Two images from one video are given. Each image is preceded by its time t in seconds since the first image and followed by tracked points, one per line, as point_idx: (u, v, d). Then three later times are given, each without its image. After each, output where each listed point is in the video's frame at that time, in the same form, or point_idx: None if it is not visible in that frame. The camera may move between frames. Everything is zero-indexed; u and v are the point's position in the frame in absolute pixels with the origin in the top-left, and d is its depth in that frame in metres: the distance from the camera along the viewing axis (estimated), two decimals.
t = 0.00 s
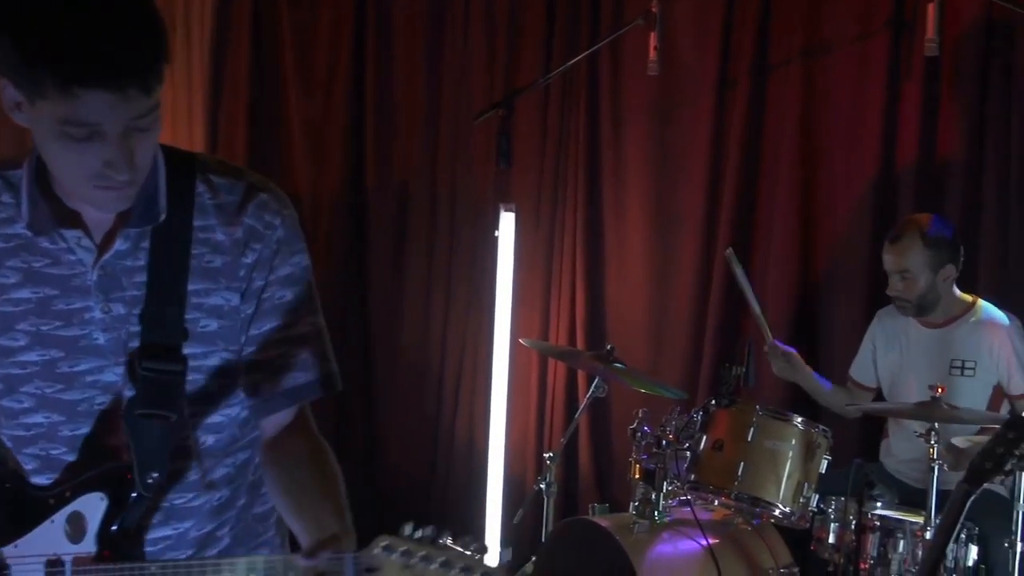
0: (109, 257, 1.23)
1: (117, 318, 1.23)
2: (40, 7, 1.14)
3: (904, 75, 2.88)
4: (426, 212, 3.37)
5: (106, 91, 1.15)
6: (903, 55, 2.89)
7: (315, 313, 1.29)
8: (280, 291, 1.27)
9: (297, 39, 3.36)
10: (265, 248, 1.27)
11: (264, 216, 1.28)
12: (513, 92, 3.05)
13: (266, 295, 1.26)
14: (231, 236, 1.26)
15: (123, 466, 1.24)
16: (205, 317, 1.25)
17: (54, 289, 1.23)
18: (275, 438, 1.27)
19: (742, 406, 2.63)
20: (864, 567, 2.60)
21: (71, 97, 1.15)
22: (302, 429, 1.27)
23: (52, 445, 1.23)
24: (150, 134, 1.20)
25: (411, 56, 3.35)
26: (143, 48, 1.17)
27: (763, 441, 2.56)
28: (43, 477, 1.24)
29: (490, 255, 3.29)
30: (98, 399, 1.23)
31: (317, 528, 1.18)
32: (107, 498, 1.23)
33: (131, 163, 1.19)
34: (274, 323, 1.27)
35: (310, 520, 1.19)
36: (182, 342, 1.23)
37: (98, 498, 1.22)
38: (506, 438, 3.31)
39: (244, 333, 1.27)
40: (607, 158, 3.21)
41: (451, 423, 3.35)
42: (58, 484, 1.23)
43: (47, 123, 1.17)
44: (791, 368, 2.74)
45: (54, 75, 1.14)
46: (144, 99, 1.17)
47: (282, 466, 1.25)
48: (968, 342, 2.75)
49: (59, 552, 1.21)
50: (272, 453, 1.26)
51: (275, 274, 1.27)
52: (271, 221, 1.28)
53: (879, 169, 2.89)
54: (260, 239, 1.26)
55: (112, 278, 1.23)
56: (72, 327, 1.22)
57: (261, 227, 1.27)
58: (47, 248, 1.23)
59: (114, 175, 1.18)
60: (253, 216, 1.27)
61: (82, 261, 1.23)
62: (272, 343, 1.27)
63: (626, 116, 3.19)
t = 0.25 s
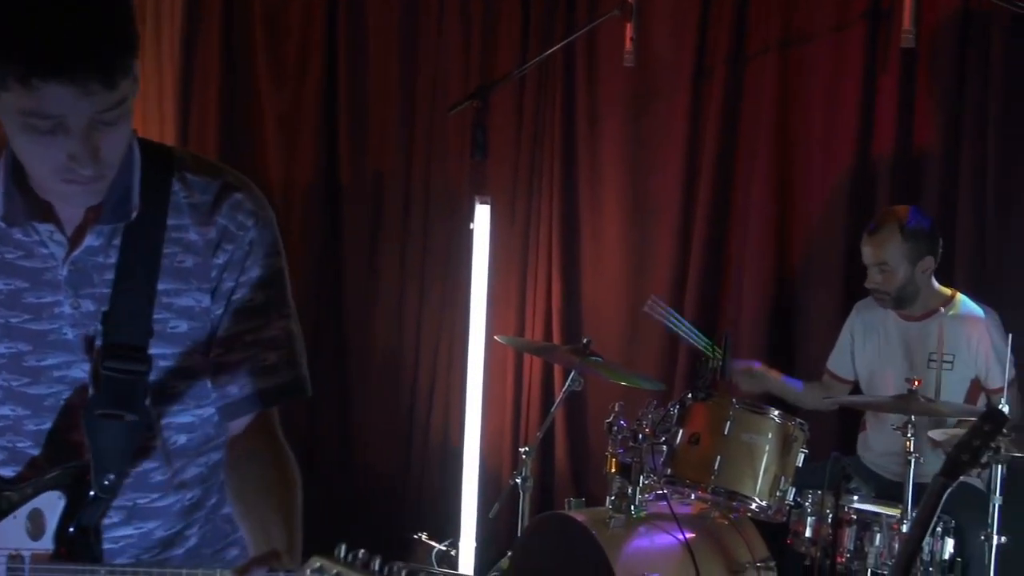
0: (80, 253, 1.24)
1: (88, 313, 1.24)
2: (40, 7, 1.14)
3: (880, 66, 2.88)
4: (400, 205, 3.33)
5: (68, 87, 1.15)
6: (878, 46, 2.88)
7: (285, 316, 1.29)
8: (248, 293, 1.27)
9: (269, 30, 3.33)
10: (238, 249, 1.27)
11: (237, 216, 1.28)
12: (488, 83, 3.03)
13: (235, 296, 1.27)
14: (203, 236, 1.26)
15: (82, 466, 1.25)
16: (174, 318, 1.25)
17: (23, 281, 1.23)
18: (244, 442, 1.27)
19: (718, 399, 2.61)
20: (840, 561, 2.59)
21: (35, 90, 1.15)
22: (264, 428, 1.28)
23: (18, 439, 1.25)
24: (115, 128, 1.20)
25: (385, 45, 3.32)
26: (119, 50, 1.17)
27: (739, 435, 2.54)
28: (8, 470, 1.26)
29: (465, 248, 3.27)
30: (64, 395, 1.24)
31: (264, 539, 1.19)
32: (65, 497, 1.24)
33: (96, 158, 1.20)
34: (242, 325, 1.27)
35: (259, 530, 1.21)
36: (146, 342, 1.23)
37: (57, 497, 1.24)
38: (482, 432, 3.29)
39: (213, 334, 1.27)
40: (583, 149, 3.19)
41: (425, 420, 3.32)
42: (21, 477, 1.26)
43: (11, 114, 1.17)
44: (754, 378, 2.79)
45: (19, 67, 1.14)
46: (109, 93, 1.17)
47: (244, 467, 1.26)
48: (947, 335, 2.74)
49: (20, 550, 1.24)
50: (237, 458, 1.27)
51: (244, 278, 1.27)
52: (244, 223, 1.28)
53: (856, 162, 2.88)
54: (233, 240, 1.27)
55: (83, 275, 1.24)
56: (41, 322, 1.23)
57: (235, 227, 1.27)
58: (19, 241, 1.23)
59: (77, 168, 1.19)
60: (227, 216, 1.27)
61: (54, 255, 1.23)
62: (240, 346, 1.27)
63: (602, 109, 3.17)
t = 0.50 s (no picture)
0: (62, 236, 1.18)
1: (67, 299, 1.18)
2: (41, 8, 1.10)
3: (855, 56, 2.87)
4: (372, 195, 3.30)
5: (76, 56, 1.09)
6: (854, 37, 2.87)
7: (270, 309, 1.25)
8: (237, 285, 1.23)
9: (240, 18, 3.28)
10: (228, 241, 1.22)
11: (228, 208, 1.23)
12: (461, 73, 3.00)
13: (224, 288, 1.22)
14: (192, 226, 1.21)
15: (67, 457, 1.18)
16: (158, 307, 1.19)
17: None
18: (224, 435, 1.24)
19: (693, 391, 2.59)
20: (814, 553, 2.57)
21: (43, 59, 1.09)
22: (245, 425, 1.25)
23: None
24: (119, 112, 1.14)
25: (357, 34, 3.28)
26: (122, 26, 1.12)
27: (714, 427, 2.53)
28: None
29: (437, 239, 3.24)
30: (43, 381, 1.17)
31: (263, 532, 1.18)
32: (47, 488, 1.16)
33: (96, 135, 1.12)
34: (230, 320, 1.23)
35: (255, 525, 1.19)
36: (131, 330, 1.18)
37: (38, 487, 1.16)
38: (455, 425, 3.26)
39: (197, 326, 1.21)
40: (557, 140, 3.17)
41: (398, 414, 3.29)
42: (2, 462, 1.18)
43: (14, 86, 1.11)
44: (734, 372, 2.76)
45: (28, 37, 1.09)
46: (118, 72, 1.11)
47: (225, 463, 1.22)
48: (918, 325, 2.74)
49: None
50: (219, 450, 1.23)
51: (234, 269, 1.22)
52: (235, 215, 1.23)
53: (831, 153, 2.88)
54: (223, 231, 1.22)
55: (62, 259, 1.18)
56: (18, 306, 1.16)
57: (225, 219, 1.22)
58: None
59: (76, 147, 1.11)
60: (217, 208, 1.22)
61: (33, 238, 1.17)
62: (226, 340, 1.23)
63: (576, 99, 3.14)
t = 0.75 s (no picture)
0: (53, 238, 1.15)
1: (55, 300, 1.15)
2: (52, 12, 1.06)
3: (831, 46, 2.86)
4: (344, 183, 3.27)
5: (97, 68, 1.07)
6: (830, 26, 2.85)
7: (258, 306, 1.26)
8: (229, 285, 1.23)
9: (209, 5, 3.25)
10: (218, 241, 1.21)
11: (217, 208, 1.22)
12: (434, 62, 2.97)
13: (215, 288, 1.22)
14: (183, 227, 1.19)
15: (63, 457, 1.17)
16: (149, 306, 1.18)
17: None
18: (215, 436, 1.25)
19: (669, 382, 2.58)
20: (790, 544, 2.55)
21: (60, 67, 1.06)
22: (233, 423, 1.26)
23: None
24: (126, 116, 1.13)
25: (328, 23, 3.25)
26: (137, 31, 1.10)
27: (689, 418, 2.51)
28: None
29: (411, 230, 3.21)
30: (28, 382, 1.15)
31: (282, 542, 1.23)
32: (43, 489, 1.17)
33: (106, 140, 1.11)
34: (220, 317, 1.23)
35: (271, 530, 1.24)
36: (126, 330, 1.16)
37: (33, 489, 1.16)
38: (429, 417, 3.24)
39: (187, 325, 1.21)
40: (531, 130, 3.14)
41: (371, 404, 3.27)
42: None
43: (22, 90, 1.08)
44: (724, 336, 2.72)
45: (43, 42, 1.06)
46: (133, 80, 1.10)
47: (224, 468, 1.25)
48: (893, 315, 2.72)
49: None
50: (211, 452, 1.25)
51: (224, 267, 1.22)
52: (224, 215, 1.22)
53: (806, 142, 2.86)
54: (213, 231, 1.21)
55: (51, 259, 1.15)
56: (5, 306, 1.13)
57: (215, 219, 1.21)
58: None
59: (86, 152, 1.10)
60: (207, 207, 1.21)
61: (21, 238, 1.14)
62: (214, 337, 1.23)
63: (550, 88, 3.12)
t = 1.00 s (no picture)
0: (22, 222, 1.15)
1: (26, 285, 1.15)
2: None
3: (809, 31, 2.82)
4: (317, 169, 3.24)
5: (73, 46, 1.09)
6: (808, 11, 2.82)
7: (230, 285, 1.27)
8: (201, 264, 1.24)
9: None
10: (189, 220, 1.23)
11: (186, 187, 1.23)
12: (407, 47, 2.93)
13: (188, 267, 1.23)
14: (154, 206, 1.20)
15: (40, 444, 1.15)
16: (121, 288, 1.18)
17: None
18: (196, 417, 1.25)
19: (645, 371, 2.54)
20: (767, 534, 2.52)
21: (29, 42, 1.08)
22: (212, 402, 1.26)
23: None
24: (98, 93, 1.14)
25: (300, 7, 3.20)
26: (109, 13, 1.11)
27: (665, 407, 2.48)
28: None
29: (385, 216, 3.21)
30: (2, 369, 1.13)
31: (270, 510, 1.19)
32: (21, 476, 1.14)
33: (78, 116, 1.12)
34: (194, 297, 1.24)
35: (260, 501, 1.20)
36: (100, 314, 1.17)
37: (11, 477, 1.14)
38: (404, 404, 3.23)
39: (161, 305, 1.22)
40: (506, 117, 3.11)
41: (345, 395, 3.23)
42: None
43: None
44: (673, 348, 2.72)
45: (17, 19, 1.08)
46: (105, 56, 1.11)
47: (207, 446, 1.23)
48: (871, 303, 2.71)
49: None
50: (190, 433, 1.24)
51: (196, 246, 1.23)
52: (195, 193, 1.23)
53: (783, 128, 2.84)
54: (185, 210, 1.22)
55: (21, 245, 1.15)
56: None
57: (186, 197, 1.22)
58: None
59: (59, 129, 1.11)
60: (178, 185, 1.22)
61: None
62: (189, 317, 1.24)
63: (526, 75, 3.09)
